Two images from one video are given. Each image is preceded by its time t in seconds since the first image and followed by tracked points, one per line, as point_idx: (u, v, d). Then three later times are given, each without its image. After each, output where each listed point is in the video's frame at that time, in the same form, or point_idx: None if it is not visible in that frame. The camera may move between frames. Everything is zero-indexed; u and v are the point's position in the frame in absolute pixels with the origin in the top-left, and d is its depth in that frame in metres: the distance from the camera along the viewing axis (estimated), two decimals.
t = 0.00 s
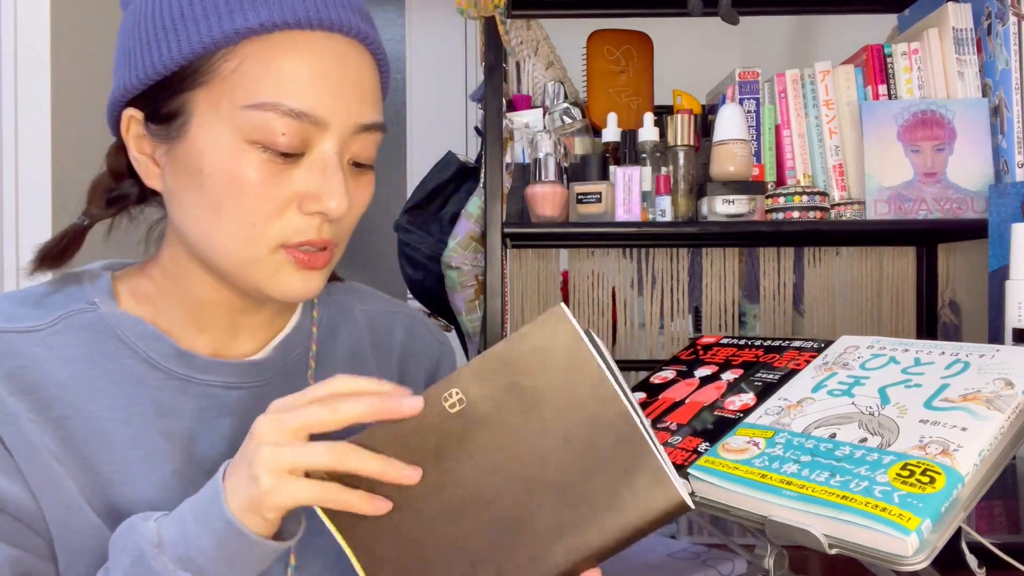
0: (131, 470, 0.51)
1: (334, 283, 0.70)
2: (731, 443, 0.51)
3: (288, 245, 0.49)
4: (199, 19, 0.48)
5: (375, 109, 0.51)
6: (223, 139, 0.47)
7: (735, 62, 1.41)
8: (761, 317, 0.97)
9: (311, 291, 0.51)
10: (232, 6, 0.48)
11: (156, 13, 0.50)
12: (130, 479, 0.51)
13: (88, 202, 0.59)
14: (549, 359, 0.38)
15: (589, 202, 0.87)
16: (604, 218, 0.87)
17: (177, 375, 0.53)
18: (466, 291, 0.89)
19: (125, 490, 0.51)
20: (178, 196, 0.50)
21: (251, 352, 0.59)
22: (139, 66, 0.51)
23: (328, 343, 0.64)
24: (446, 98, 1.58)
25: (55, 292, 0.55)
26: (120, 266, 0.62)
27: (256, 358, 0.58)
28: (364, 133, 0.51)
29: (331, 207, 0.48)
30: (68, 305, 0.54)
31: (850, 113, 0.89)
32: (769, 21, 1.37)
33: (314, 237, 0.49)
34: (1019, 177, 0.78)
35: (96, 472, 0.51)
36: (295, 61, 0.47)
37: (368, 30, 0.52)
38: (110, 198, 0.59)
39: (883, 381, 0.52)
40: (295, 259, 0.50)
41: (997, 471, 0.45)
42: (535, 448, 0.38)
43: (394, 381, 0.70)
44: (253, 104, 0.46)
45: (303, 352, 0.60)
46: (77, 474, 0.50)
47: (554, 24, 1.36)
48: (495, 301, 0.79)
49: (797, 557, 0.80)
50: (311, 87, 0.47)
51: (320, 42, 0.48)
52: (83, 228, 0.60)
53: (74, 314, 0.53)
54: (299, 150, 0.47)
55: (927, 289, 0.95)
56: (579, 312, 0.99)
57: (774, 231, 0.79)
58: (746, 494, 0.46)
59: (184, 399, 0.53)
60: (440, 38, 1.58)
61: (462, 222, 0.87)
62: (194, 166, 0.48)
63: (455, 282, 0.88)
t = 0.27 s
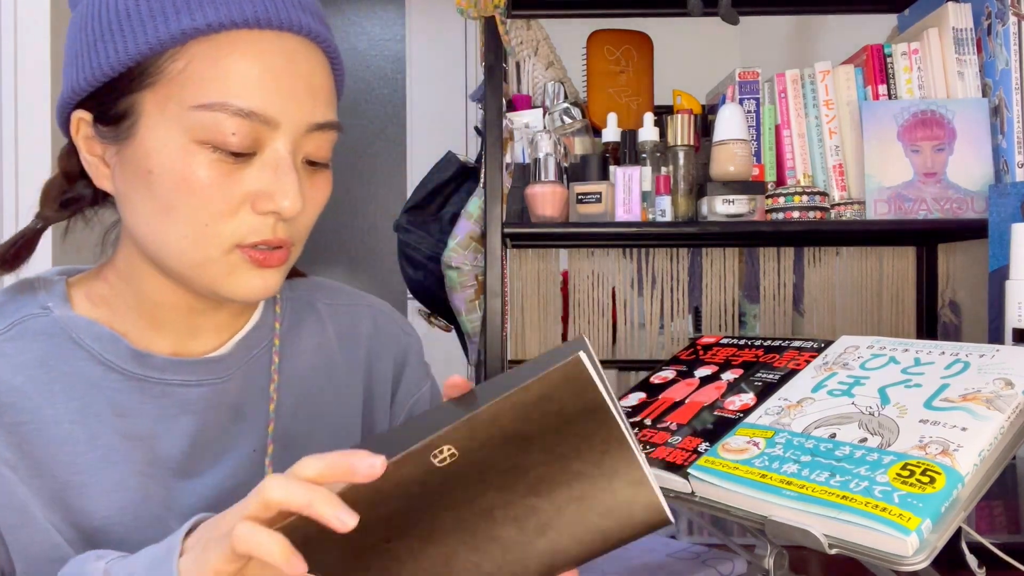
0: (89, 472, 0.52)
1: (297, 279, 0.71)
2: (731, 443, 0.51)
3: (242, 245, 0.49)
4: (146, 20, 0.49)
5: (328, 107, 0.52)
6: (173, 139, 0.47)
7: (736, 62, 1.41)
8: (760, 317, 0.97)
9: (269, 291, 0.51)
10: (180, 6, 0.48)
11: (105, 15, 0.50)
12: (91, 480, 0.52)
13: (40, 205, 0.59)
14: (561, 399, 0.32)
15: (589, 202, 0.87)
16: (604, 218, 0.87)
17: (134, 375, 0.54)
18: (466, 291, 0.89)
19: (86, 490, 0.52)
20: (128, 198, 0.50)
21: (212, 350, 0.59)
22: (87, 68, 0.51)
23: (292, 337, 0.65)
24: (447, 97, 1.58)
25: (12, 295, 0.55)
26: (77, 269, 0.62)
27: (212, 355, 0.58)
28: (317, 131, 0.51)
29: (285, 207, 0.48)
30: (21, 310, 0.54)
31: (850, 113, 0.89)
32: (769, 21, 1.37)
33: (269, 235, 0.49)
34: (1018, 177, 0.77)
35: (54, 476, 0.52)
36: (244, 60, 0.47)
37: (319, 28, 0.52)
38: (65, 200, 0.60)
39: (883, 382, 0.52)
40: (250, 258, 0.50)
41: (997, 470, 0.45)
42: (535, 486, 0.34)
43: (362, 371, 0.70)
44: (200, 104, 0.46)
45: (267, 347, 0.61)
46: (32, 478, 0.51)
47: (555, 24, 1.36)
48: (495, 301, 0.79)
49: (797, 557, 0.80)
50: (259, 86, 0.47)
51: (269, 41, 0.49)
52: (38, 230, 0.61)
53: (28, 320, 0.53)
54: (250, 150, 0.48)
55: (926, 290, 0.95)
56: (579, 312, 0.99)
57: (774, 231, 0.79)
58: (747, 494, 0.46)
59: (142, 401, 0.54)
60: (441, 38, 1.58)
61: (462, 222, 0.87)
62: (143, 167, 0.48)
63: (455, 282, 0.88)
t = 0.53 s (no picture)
0: (63, 476, 0.53)
1: (279, 279, 0.72)
2: (731, 443, 0.51)
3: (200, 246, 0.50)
4: (94, 20, 0.49)
5: (282, 106, 0.52)
6: (124, 142, 0.48)
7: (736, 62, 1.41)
8: (760, 317, 0.97)
9: (230, 291, 0.52)
10: (124, 7, 0.48)
11: (56, 16, 0.51)
12: (68, 485, 0.53)
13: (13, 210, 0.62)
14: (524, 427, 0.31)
15: (588, 202, 0.87)
16: (604, 218, 0.87)
17: (108, 380, 0.55)
18: (466, 291, 0.89)
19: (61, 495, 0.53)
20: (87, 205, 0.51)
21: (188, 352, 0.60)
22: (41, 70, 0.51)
23: (269, 336, 0.66)
24: (447, 97, 1.58)
25: None
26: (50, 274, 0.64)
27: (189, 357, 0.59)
28: (269, 129, 0.51)
29: (239, 206, 0.49)
30: None
31: (850, 113, 0.89)
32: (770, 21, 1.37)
33: (225, 237, 0.50)
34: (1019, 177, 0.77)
35: (29, 482, 0.52)
36: (189, 60, 0.48)
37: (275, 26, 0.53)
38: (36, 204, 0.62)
39: (883, 382, 0.52)
40: (207, 259, 0.51)
41: (997, 468, 0.45)
42: (502, 497, 0.33)
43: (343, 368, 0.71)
44: (147, 105, 0.47)
45: (242, 348, 0.62)
46: (6, 483, 0.52)
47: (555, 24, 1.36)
48: (495, 301, 0.79)
49: (797, 558, 0.80)
50: (209, 86, 0.48)
51: (216, 40, 0.49)
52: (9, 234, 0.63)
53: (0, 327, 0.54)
54: (200, 151, 0.48)
55: (926, 290, 0.95)
56: (579, 313, 0.99)
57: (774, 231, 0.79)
58: (746, 493, 0.46)
59: (115, 405, 0.55)
60: (441, 38, 1.58)
61: (462, 223, 0.87)
62: (99, 173, 0.49)
63: (455, 282, 0.88)
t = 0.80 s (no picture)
0: (54, 478, 0.53)
1: (272, 279, 0.72)
2: (731, 443, 0.51)
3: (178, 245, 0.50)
4: (68, 21, 0.49)
5: (259, 101, 0.52)
6: (99, 143, 0.48)
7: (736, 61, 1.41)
8: (760, 317, 0.97)
9: (212, 289, 0.52)
10: (95, 8, 0.48)
11: (31, 18, 0.51)
12: (59, 487, 0.53)
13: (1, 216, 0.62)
14: (500, 434, 0.33)
15: (588, 202, 0.87)
16: (604, 218, 0.87)
17: (98, 383, 0.55)
18: (466, 291, 0.89)
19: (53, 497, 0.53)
20: (70, 209, 0.51)
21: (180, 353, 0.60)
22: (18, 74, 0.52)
23: (259, 337, 0.66)
24: (447, 97, 1.58)
25: None
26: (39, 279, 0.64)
27: (180, 359, 0.59)
28: (246, 125, 0.51)
29: (217, 204, 0.49)
30: None
31: (850, 112, 0.89)
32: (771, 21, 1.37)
33: (205, 234, 0.50)
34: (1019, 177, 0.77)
35: (19, 485, 0.52)
36: (159, 58, 0.48)
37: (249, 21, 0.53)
38: (26, 208, 0.63)
39: (883, 382, 0.52)
40: (187, 258, 0.50)
41: (998, 468, 0.45)
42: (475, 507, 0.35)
43: (335, 369, 0.70)
44: (118, 105, 0.47)
45: (233, 349, 0.63)
46: None
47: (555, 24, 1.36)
48: (495, 301, 0.79)
49: (797, 557, 0.80)
50: (182, 83, 0.48)
51: (186, 37, 0.49)
52: None
53: None
54: (174, 148, 0.48)
55: (926, 290, 0.95)
56: (579, 313, 1.00)
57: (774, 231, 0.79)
58: (745, 493, 0.46)
59: (107, 407, 0.55)
60: (441, 38, 1.57)
61: (462, 223, 0.87)
62: (79, 177, 0.49)
63: (455, 282, 0.88)
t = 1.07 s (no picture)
0: (53, 480, 0.53)
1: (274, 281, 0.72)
2: (731, 443, 0.51)
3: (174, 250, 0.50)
4: (69, 24, 0.49)
5: (258, 110, 0.52)
6: (97, 147, 0.48)
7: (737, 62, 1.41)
8: (760, 317, 0.98)
9: (207, 298, 0.52)
10: (95, 14, 0.49)
11: (31, 20, 0.51)
12: (58, 489, 0.53)
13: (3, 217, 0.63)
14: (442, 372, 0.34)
15: (588, 202, 0.87)
16: (604, 218, 0.87)
17: (97, 387, 0.55)
18: (466, 291, 0.89)
19: (53, 499, 0.53)
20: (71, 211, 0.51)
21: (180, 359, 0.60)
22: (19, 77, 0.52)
23: (261, 338, 0.66)
24: (447, 97, 1.58)
25: None
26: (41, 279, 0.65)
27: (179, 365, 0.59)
28: (245, 132, 0.51)
29: (213, 210, 0.48)
30: None
31: (850, 113, 0.89)
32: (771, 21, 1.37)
33: (202, 240, 0.50)
34: (1019, 177, 0.77)
35: (18, 487, 0.53)
36: (156, 65, 0.48)
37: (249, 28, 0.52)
38: (29, 209, 0.63)
39: (883, 382, 0.52)
40: (179, 267, 0.50)
41: (998, 468, 0.45)
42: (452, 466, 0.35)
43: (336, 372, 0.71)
44: (117, 111, 0.47)
45: (230, 356, 0.61)
46: None
47: (556, 24, 1.36)
48: (495, 301, 0.79)
49: (797, 557, 0.80)
50: (181, 91, 0.47)
51: (183, 44, 0.49)
52: None
53: None
54: (172, 154, 0.48)
55: (926, 290, 0.95)
56: (579, 313, 1.00)
57: (774, 231, 0.79)
58: (746, 493, 0.46)
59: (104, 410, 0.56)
60: (441, 37, 1.57)
61: (462, 223, 0.87)
62: (77, 182, 0.49)
63: (455, 282, 0.88)
